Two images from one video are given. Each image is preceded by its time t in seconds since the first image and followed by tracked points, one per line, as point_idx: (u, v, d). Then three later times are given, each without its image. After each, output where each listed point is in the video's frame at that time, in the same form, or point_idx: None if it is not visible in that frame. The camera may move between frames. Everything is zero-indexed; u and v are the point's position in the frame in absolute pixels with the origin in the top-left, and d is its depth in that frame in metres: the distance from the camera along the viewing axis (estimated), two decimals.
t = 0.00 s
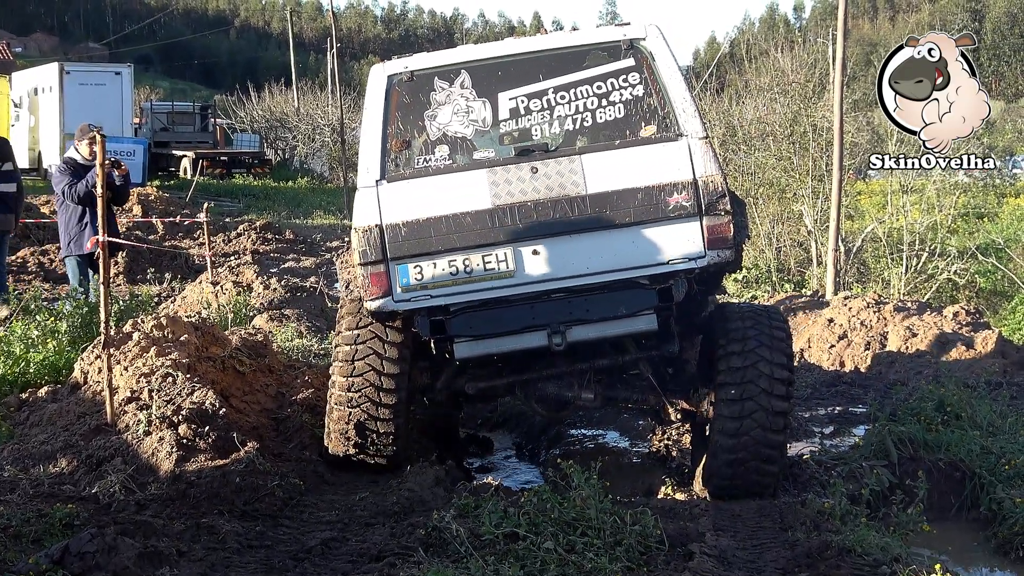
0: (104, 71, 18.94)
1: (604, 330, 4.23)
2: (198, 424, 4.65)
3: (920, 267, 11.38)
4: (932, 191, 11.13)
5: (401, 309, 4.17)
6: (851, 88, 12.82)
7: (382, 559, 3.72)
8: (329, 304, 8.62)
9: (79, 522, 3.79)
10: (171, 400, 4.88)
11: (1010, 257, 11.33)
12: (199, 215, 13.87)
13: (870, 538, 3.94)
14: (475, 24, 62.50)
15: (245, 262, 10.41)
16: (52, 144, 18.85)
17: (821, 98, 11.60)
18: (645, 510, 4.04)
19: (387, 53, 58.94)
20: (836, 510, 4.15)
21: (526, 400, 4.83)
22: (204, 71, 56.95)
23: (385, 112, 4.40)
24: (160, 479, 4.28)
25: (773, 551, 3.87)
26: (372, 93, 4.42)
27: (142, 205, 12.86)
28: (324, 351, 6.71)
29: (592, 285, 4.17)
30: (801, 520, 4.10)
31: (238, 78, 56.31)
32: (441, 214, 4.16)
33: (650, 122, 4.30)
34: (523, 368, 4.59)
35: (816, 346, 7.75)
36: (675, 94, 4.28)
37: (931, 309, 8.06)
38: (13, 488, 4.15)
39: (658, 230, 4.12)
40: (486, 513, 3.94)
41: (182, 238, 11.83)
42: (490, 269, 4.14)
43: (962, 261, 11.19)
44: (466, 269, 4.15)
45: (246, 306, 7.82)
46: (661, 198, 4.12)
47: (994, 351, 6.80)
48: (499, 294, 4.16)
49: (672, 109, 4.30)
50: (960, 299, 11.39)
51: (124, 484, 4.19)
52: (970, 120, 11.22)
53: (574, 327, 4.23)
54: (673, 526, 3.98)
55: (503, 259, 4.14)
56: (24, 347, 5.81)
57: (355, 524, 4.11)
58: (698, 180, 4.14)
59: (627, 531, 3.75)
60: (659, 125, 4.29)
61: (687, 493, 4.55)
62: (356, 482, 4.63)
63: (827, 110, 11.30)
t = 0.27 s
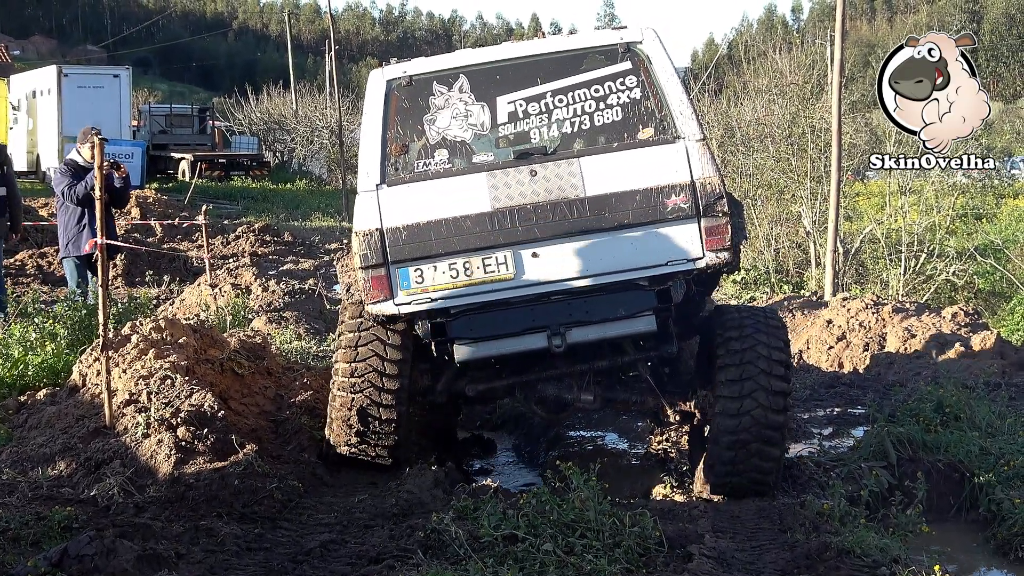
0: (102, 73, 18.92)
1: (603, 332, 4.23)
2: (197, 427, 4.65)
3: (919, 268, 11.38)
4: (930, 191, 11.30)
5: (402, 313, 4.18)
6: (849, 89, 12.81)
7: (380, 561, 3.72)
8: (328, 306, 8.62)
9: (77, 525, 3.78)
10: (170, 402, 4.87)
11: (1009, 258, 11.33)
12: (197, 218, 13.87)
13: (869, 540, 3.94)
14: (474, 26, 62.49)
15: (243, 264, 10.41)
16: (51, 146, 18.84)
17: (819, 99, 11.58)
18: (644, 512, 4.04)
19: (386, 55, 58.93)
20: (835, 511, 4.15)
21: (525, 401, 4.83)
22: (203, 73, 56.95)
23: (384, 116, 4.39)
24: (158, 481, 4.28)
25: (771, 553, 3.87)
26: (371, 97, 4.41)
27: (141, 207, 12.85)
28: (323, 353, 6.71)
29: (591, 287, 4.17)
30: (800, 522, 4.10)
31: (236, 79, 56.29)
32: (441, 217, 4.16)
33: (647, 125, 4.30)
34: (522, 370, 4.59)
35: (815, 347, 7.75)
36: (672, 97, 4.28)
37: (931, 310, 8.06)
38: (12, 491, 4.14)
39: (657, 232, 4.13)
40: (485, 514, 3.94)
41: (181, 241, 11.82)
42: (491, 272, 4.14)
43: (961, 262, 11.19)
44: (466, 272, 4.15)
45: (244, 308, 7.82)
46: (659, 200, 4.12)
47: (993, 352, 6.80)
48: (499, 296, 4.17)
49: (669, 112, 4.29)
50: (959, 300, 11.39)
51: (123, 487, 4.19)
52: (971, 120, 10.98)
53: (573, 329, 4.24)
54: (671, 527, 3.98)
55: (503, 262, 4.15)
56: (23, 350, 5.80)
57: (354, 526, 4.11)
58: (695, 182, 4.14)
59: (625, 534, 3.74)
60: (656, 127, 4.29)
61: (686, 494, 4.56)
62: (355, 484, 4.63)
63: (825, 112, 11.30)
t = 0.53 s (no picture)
0: (101, 74, 18.94)
1: (604, 329, 4.16)
2: (196, 428, 4.65)
3: (918, 271, 11.38)
4: (930, 194, 11.24)
5: (403, 312, 4.18)
6: (848, 91, 12.84)
7: (379, 563, 3.72)
8: (327, 307, 8.63)
9: (76, 525, 3.78)
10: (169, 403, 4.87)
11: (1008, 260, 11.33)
12: (197, 219, 13.88)
13: (868, 542, 3.94)
14: (474, 27, 62.54)
15: (242, 265, 10.41)
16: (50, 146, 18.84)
17: (818, 100, 11.60)
18: (643, 513, 4.04)
19: (386, 56, 58.95)
20: (834, 513, 4.15)
21: (524, 401, 4.83)
22: (203, 74, 56.98)
23: (384, 119, 4.39)
24: (157, 482, 4.27)
25: (770, 555, 3.87)
26: (370, 100, 4.42)
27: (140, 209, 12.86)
28: (322, 354, 6.71)
29: (590, 286, 4.17)
30: (799, 524, 4.10)
31: (236, 80, 56.26)
32: (441, 217, 4.16)
33: (644, 125, 4.30)
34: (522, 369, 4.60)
35: (814, 349, 7.76)
36: (669, 97, 4.29)
37: (929, 312, 8.06)
38: (10, 492, 4.14)
39: (655, 231, 4.13)
40: (484, 515, 3.94)
41: (180, 242, 11.82)
42: (491, 272, 4.15)
43: (960, 264, 11.15)
44: (466, 272, 4.15)
45: (243, 309, 7.83)
46: (656, 199, 4.13)
47: (991, 354, 6.81)
48: (499, 295, 4.17)
49: (666, 113, 4.29)
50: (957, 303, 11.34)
51: (122, 488, 4.19)
52: (971, 120, 11.10)
53: (573, 327, 4.17)
54: (671, 529, 3.98)
55: (503, 262, 4.15)
56: (22, 351, 5.80)
57: (352, 527, 4.11)
58: (692, 181, 4.14)
59: (625, 535, 3.74)
60: (653, 128, 4.29)
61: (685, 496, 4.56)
62: (354, 485, 4.63)
63: (824, 113, 11.31)
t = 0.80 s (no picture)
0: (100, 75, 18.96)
1: (602, 327, 4.16)
2: (195, 429, 4.65)
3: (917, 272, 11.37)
4: (929, 195, 11.23)
5: (403, 312, 4.18)
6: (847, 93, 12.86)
7: (378, 564, 3.72)
8: (326, 309, 8.63)
9: (75, 526, 3.78)
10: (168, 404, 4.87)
11: (1007, 262, 11.34)
12: (195, 221, 13.87)
13: (868, 544, 3.94)
14: (474, 28, 62.54)
15: (241, 267, 10.42)
16: (49, 147, 18.83)
17: (817, 102, 11.61)
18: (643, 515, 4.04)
19: (386, 57, 58.95)
20: (833, 514, 4.15)
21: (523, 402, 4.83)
22: (202, 74, 56.99)
23: (382, 120, 4.39)
24: (156, 484, 4.27)
25: (770, 556, 3.87)
26: (368, 103, 4.42)
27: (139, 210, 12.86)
28: (321, 356, 6.71)
29: (589, 284, 4.17)
30: (799, 525, 4.10)
31: (235, 80, 56.24)
32: (440, 217, 4.16)
33: (641, 124, 4.31)
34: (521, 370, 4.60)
35: (814, 350, 7.77)
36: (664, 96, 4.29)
37: (928, 314, 8.07)
38: (9, 493, 4.14)
39: (652, 229, 4.13)
40: (484, 517, 3.94)
41: (179, 244, 11.83)
42: (490, 271, 4.15)
43: (960, 266, 11.16)
44: (466, 271, 4.15)
45: (243, 311, 7.83)
46: (653, 196, 4.12)
47: (990, 356, 6.82)
48: (498, 294, 4.17)
49: (662, 112, 4.30)
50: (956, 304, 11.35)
51: (122, 489, 4.19)
52: (971, 121, 11.16)
53: (572, 324, 4.17)
54: (670, 531, 3.98)
55: (502, 261, 4.15)
56: (21, 353, 5.80)
57: (351, 528, 4.11)
58: (689, 178, 4.14)
59: (624, 537, 3.74)
60: (649, 127, 4.30)
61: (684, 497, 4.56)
62: (354, 486, 4.63)
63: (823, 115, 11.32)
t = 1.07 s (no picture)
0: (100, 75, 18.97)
1: (602, 330, 4.18)
2: (194, 430, 4.65)
3: (915, 275, 11.37)
4: (927, 197, 11.14)
5: (403, 315, 4.18)
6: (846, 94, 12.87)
7: (377, 565, 3.72)
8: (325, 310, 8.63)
9: (75, 527, 3.78)
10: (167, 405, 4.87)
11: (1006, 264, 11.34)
12: (195, 221, 13.87)
13: (866, 545, 3.94)
14: (473, 28, 62.53)
15: (240, 268, 10.42)
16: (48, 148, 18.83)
17: (816, 103, 11.61)
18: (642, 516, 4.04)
19: (385, 57, 58.94)
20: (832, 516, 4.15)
21: (523, 404, 4.83)
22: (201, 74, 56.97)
23: (383, 123, 4.40)
24: (156, 485, 4.27)
25: (768, 557, 3.87)
26: (369, 106, 4.43)
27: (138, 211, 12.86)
28: (320, 357, 6.71)
29: (589, 287, 4.17)
30: (797, 527, 4.10)
31: (234, 80, 56.23)
32: (440, 220, 4.16)
33: (641, 127, 4.31)
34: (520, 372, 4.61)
35: (813, 352, 7.77)
36: (664, 99, 4.29)
37: (927, 316, 8.08)
38: (9, 494, 4.14)
39: (652, 232, 4.13)
40: (483, 518, 3.94)
41: (178, 244, 11.83)
42: (491, 274, 4.15)
43: (959, 267, 11.15)
44: (466, 274, 4.15)
45: (241, 312, 7.83)
46: (653, 200, 4.12)
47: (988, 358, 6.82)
48: (498, 297, 4.17)
49: (662, 115, 4.30)
50: (955, 306, 11.35)
51: (121, 490, 4.19)
52: (970, 121, 11.09)
53: (572, 327, 4.18)
54: (670, 532, 3.98)
55: (502, 264, 4.15)
56: (20, 354, 5.79)
57: (350, 530, 4.11)
58: (689, 182, 4.14)
59: (623, 538, 3.75)
60: (650, 130, 4.30)
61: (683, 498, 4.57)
62: (353, 487, 4.63)
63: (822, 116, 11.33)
